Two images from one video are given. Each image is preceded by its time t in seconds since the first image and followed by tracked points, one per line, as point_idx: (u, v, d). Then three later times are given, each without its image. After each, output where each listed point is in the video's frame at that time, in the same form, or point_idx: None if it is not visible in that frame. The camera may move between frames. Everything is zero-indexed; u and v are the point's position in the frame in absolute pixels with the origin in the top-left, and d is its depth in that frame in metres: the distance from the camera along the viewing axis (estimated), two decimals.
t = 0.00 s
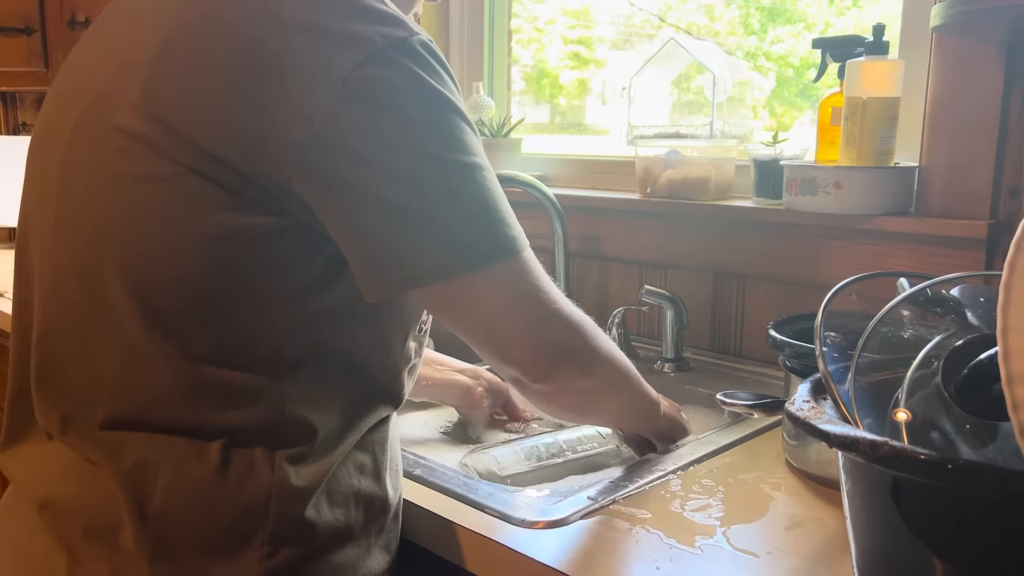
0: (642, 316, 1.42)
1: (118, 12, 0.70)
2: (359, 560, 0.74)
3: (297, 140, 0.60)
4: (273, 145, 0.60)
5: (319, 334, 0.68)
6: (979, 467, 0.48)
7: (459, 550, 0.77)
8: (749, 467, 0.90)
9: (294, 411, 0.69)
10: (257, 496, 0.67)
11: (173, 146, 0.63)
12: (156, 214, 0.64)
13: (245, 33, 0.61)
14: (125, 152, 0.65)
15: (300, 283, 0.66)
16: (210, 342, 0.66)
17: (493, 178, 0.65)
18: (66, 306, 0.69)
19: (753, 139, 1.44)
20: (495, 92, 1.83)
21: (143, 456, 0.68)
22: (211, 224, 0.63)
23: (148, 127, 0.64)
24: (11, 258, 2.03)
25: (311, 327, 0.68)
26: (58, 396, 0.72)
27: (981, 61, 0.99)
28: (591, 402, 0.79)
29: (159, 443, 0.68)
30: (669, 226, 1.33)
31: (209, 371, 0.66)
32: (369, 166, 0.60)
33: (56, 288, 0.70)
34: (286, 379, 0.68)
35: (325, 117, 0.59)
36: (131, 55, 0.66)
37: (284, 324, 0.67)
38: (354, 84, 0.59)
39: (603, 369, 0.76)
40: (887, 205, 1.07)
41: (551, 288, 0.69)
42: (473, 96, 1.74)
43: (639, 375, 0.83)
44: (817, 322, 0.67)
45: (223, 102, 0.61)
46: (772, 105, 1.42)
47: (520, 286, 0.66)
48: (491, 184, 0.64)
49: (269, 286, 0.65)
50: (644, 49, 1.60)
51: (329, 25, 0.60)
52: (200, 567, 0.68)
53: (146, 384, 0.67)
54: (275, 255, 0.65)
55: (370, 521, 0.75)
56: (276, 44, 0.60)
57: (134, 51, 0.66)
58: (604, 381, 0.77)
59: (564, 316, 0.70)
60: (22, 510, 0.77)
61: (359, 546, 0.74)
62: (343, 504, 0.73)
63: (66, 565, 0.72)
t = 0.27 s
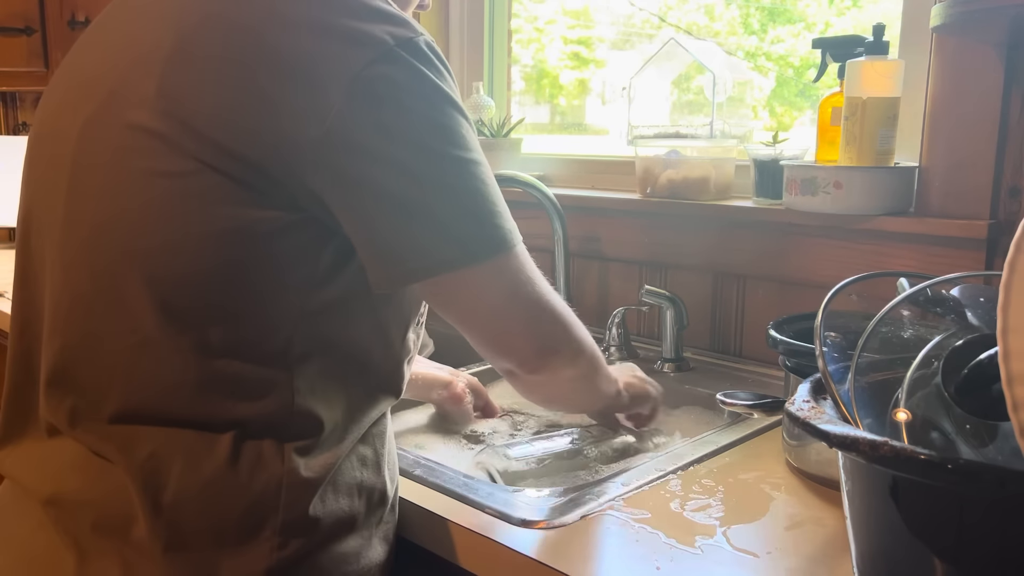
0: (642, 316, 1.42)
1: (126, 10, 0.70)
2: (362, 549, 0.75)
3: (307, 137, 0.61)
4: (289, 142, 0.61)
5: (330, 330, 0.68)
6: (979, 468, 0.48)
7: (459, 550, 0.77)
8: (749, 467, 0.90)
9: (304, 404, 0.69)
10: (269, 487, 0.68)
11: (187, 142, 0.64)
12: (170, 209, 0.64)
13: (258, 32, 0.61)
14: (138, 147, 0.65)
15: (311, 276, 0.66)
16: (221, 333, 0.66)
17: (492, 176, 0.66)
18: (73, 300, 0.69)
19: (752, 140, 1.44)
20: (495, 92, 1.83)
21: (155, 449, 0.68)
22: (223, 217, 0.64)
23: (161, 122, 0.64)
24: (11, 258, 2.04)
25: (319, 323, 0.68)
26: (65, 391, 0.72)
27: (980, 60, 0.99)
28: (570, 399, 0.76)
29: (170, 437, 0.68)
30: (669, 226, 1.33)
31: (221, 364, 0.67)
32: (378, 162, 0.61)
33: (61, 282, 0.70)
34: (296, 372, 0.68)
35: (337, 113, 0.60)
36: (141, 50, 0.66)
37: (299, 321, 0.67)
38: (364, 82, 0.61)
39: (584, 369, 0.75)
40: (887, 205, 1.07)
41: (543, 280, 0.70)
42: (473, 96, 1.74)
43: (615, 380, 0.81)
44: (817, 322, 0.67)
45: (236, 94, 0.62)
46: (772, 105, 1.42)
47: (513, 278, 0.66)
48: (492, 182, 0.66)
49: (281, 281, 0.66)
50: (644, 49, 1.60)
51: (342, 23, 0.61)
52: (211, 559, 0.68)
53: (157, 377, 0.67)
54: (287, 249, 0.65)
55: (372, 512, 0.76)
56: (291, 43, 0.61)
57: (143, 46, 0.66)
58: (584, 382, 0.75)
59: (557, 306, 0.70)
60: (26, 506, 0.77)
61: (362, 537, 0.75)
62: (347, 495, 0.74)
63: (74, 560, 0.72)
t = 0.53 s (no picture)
0: (642, 316, 1.42)
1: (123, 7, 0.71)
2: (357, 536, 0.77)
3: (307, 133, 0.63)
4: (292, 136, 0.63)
5: (324, 323, 0.71)
6: (979, 468, 0.48)
7: (459, 551, 0.77)
8: (748, 467, 0.90)
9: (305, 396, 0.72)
10: (269, 477, 0.70)
11: (190, 134, 0.65)
12: (173, 201, 0.65)
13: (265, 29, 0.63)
14: (139, 141, 0.66)
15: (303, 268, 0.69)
16: (225, 325, 0.68)
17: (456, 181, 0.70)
18: (70, 294, 0.69)
19: (752, 139, 1.44)
20: (495, 92, 1.83)
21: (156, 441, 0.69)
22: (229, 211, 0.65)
23: (163, 115, 0.65)
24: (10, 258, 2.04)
25: (313, 316, 0.70)
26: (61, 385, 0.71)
27: (980, 60, 0.99)
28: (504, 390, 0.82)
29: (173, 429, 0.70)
30: (669, 226, 1.33)
31: (222, 353, 0.68)
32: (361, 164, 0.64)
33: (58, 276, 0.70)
34: (295, 363, 0.71)
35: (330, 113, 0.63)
36: (141, 46, 0.67)
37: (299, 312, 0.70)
38: (356, 84, 0.63)
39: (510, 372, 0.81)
40: (887, 205, 1.07)
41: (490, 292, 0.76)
42: (473, 96, 1.73)
43: (546, 379, 0.87)
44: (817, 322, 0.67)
45: (245, 93, 0.63)
46: (772, 105, 1.42)
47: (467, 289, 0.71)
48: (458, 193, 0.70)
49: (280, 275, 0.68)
50: (644, 49, 1.60)
51: (343, 28, 0.64)
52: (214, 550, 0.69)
53: (158, 367, 0.68)
54: (287, 242, 0.68)
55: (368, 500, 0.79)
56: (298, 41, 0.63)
57: (143, 42, 0.67)
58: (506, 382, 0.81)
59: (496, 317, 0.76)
60: (18, 503, 0.76)
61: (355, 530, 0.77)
62: (341, 486, 0.76)
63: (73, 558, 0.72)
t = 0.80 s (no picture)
0: (642, 316, 1.42)
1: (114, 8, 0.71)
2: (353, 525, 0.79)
3: (314, 133, 0.66)
4: (301, 136, 0.66)
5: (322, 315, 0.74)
6: (979, 468, 0.48)
7: (459, 551, 0.77)
8: (748, 467, 0.90)
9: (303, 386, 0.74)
10: (273, 465, 0.72)
11: (195, 135, 0.66)
12: (178, 198, 0.66)
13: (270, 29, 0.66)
14: (138, 141, 0.67)
15: (304, 260, 0.71)
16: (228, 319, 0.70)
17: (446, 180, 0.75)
18: (70, 292, 0.69)
19: (752, 140, 1.44)
20: (495, 92, 1.82)
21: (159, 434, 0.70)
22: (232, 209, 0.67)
23: (166, 116, 0.66)
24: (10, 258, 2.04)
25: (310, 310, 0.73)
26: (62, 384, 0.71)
27: (980, 60, 0.99)
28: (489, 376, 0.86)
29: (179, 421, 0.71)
30: (669, 226, 1.33)
31: (226, 347, 0.70)
32: (364, 165, 0.68)
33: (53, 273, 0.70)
34: (295, 356, 0.73)
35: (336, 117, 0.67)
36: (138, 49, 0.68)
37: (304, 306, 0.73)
38: (358, 91, 0.67)
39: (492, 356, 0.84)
40: (887, 205, 1.07)
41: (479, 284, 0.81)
42: (473, 96, 1.73)
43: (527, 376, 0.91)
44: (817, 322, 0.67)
45: (251, 97, 0.66)
46: (772, 105, 1.42)
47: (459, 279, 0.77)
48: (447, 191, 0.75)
49: (283, 269, 0.70)
50: (644, 49, 1.60)
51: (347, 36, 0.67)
52: (218, 537, 0.70)
53: (163, 364, 0.69)
54: (289, 238, 0.70)
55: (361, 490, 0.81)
56: (308, 44, 0.66)
57: (139, 44, 0.68)
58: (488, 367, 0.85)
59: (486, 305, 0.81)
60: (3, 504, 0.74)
61: (348, 519, 0.79)
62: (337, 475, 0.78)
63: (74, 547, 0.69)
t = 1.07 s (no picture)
0: (642, 316, 1.42)
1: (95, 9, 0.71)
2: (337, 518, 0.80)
3: (294, 133, 0.67)
4: (279, 134, 0.67)
5: (304, 309, 0.75)
6: (979, 468, 0.48)
7: (459, 551, 0.77)
8: (748, 467, 0.90)
9: (286, 378, 0.75)
10: (259, 458, 0.73)
11: (170, 135, 0.66)
12: (159, 198, 0.67)
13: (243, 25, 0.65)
14: (115, 142, 0.67)
15: (285, 254, 0.72)
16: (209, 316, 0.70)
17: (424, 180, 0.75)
18: (50, 292, 0.69)
19: (752, 140, 1.44)
20: (495, 92, 1.82)
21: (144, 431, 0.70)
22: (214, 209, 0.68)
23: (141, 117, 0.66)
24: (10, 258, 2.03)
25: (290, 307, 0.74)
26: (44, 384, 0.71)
27: (980, 61, 0.99)
28: (472, 375, 0.87)
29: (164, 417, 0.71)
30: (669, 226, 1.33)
31: (209, 343, 0.71)
32: (345, 165, 0.69)
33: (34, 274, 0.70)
34: (275, 352, 0.74)
35: (315, 117, 0.67)
36: (112, 51, 0.68)
37: (285, 301, 0.73)
38: (335, 92, 0.67)
39: (474, 355, 0.85)
40: (887, 205, 1.07)
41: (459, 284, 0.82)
42: (473, 96, 1.73)
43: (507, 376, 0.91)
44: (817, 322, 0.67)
45: (231, 98, 0.66)
46: (772, 105, 1.42)
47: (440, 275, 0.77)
48: (425, 190, 0.76)
49: (266, 264, 0.71)
50: (644, 49, 1.60)
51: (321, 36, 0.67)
52: (209, 530, 0.71)
53: (146, 362, 0.69)
54: (268, 234, 0.71)
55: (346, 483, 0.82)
56: (282, 42, 0.66)
57: (116, 44, 0.68)
58: (470, 366, 0.86)
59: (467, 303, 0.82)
60: None
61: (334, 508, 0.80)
62: (323, 466, 0.79)
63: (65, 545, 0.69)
